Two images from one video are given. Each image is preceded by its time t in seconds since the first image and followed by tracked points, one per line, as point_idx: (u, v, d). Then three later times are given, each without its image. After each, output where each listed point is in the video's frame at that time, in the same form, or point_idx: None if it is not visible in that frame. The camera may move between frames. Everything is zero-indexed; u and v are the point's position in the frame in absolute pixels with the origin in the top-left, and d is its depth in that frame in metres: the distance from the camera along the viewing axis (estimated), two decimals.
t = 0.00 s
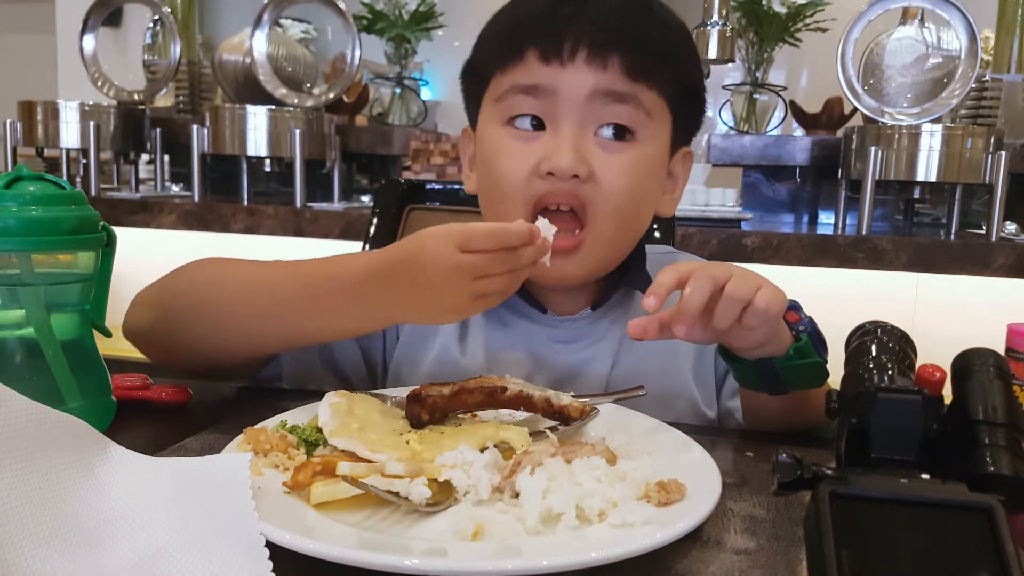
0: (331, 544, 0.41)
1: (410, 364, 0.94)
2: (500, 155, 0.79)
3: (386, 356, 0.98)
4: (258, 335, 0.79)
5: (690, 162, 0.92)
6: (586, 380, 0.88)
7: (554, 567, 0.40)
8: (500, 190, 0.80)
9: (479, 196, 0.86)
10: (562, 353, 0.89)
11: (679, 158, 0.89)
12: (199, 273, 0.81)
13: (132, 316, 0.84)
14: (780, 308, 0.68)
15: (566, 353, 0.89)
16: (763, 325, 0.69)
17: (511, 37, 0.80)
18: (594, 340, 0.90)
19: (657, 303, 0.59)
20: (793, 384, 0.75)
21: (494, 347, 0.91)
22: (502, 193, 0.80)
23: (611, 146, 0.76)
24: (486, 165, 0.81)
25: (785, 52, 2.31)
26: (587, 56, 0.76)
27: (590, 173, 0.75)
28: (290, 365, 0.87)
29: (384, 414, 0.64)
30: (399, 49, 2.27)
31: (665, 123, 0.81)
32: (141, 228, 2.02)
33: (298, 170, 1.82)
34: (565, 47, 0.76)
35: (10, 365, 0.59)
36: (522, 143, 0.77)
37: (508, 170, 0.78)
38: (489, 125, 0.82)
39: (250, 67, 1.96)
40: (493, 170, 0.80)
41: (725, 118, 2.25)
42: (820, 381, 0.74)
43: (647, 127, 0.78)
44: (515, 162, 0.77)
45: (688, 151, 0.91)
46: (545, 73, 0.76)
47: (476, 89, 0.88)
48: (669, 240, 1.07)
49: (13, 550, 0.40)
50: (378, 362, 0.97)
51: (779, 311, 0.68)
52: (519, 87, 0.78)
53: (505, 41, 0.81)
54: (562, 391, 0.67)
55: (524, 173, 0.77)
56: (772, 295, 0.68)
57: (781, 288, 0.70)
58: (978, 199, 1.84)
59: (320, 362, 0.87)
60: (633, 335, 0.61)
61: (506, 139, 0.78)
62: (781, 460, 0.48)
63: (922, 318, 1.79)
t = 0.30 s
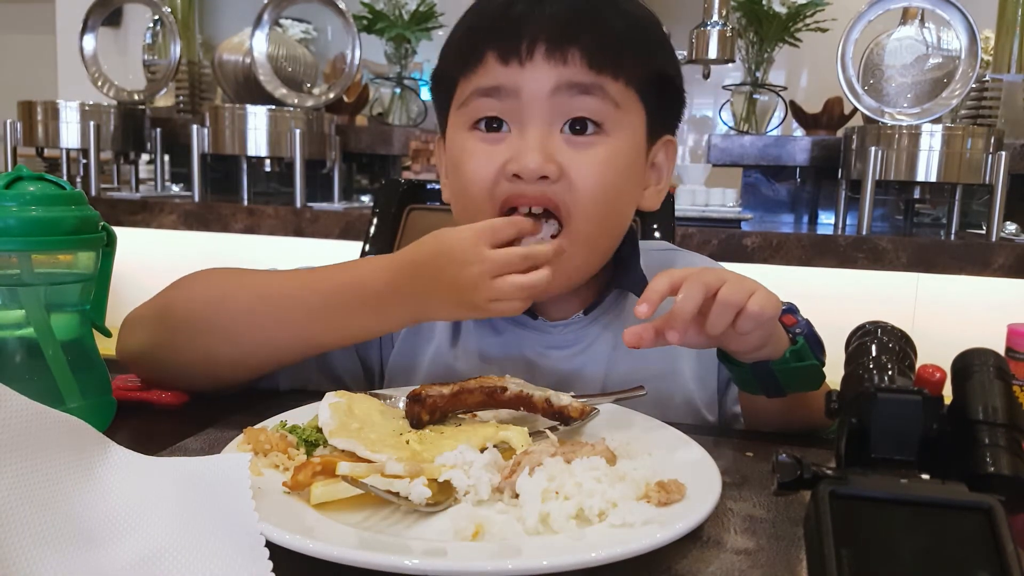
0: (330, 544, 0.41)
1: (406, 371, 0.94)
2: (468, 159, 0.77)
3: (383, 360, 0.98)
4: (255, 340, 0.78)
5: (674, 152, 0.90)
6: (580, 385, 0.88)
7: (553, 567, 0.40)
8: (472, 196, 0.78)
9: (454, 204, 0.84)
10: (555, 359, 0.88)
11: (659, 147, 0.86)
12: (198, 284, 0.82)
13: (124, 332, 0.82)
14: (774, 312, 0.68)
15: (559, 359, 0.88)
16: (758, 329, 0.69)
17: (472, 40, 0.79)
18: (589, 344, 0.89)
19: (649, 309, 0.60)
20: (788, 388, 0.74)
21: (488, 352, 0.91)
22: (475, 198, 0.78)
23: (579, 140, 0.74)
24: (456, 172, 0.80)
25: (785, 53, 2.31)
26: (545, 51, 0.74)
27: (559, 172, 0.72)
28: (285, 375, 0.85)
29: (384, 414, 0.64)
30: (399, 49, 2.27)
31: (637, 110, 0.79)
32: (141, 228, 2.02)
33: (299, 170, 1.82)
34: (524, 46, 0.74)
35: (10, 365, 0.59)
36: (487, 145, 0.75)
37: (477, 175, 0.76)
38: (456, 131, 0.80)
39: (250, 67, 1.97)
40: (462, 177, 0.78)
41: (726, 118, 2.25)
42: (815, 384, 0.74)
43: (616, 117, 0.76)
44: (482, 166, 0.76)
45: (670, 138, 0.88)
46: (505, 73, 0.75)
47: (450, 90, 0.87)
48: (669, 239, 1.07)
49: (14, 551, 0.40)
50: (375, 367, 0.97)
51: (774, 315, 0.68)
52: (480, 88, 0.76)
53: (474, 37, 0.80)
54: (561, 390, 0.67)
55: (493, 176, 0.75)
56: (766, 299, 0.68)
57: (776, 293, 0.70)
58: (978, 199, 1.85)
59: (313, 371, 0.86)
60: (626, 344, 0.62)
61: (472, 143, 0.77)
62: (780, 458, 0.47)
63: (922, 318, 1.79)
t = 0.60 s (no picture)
0: (331, 544, 0.41)
1: (407, 371, 0.95)
2: (471, 162, 0.77)
3: (382, 361, 0.98)
4: (253, 338, 0.78)
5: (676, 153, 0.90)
6: (582, 385, 0.88)
7: (554, 567, 0.40)
8: (475, 198, 0.78)
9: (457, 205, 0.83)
10: (556, 359, 0.88)
11: (663, 148, 0.86)
12: (194, 283, 0.82)
13: (121, 333, 0.82)
14: (773, 314, 0.68)
15: (560, 359, 0.88)
16: (755, 330, 0.68)
17: (473, 41, 0.79)
18: (590, 344, 0.89)
19: (648, 309, 0.60)
20: (788, 389, 0.74)
21: (490, 352, 0.91)
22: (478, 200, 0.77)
23: (583, 143, 0.73)
24: (459, 175, 0.79)
25: (785, 53, 2.31)
26: (549, 54, 0.74)
27: (562, 175, 0.72)
28: (282, 375, 0.84)
29: (384, 414, 0.64)
30: (399, 49, 2.27)
31: (642, 112, 0.79)
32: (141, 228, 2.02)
33: (299, 170, 1.82)
34: (527, 49, 0.74)
35: (10, 365, 0.59)
36: (491, 149, 0.75)
37: (480, 178, 0.76)
38: (458, 132, 0.80)
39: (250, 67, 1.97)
40: (466, 181, 0.78)
41: (726, 118, 2.25)
42: (815, 386, 0.74)
43: (621, 119, 0.76)
44: (484, 169, 0.75)
45: (674, 139, 0.88)
46: (509, 76, 0.75)
47: (450, 91, 0.87)
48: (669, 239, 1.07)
49: (14, 551, 0.40)
50: (374, 368, 0.97)
51: (773, 317, 0.68)
52: (483, 90, 0.76)
53: (475, 38, 0.80)
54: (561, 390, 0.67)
55: (496, 178, 0.75)
56: (765, 301, 0.68)
57: (775, 295, 0.70)
58: (978, 199, 1.84)
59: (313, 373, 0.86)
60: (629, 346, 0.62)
61: (475, 146, 0.76)
62: (780, 459, 0.47)
63: (922, 318, 1.79)
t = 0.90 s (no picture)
0: (331, 544, 0.41)
1: (408, 372, 0.95)
2: (473, 160, 0.77)
3: (383, 361, 0.98)
4: (252, 337, 0.78)
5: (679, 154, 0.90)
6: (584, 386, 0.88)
7: (553, 567, 0.40)
8: (476, 197, 0.78)
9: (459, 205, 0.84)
10: (556, 359, 0.88)
11: (665, 149, 0.86)
12: (194, 283, 0.81)
13: (122, 333, 0.82)
14: (771, 314, 0.68)
15: (561, 359, 0.88)
16: (753, 329, 0.68)
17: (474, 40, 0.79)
18: (591, 344, 0.89)
19: (646, 307, 0.60)
20: (787, 389, 0.74)
21: (491, 352, 0.91)
22: (480, 199, 0.77)
23: (582, 144, 0.73)
24: (460, 174, 0.80)
25: (785, 53, 2.31)
26: (548, 54, 0.74)
27: (560, 176, 0.72)
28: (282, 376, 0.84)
29: (384, 414, 0.64)
30: (399, 49, 2.27)
31: (642, 113, 0.79)
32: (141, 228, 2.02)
33: (299, 170, 1.82)
34: (527, 47, 0.74)
35: (10, 365, 0.59)
36: (492, 148, 0.75)
37: (481, 177, 0.76)
38: (460, 130, 0.80)
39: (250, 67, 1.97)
40: (467, 179, 0.78)
41: (726, 118, 2.26)
42: (814, 385, 0.74)
43: (621, 120, 0.76)
44: (485, 169, 0.75)
45: (676, 140, 0.88)
46: (510, 74, 0.75)
47: (450, 91, 0.87)
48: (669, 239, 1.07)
49: (14, 551, 0.40)
50: (375, 369, 0.97)
51: (771, 316, 0.68)
52: (485, 87, 0.76)
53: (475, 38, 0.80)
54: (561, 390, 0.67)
55: (496, 178, 0.75)
56: (763, 301, 0.68)
57: (774, 295, 0.70)
58: (978, 199, 1.85)
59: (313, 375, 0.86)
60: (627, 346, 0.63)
61: (476, 145, 0.77)
62: (780, 459, 0.47)
63: (922, 318, 1.79)
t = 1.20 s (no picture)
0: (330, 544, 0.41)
1: (408, 368, 0.94)
2: (492, 152, 0.76)
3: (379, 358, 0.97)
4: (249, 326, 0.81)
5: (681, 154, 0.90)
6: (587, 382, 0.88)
7: (554, 567, 0.40)
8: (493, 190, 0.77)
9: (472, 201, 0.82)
10: (559, 355, 0.88)
11: (670, 146, 0.87)
12: (195, 269, 0.81)
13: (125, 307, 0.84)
14: (781, 312, 0.67)
15: (564, 355, 0.88)
16: (767, 327, 0.68)
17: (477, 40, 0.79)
18: (594, 341, 0.89)
19: (658, 311, 0.60)
20: (790, 389, 0.75)
21: (494, 347, 0.90)
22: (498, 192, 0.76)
23: (605, 133, 0.74)
24: (476, 166, 0.79)
25: (785, 52, 2.31)
26: (576, 46, 0.74)
27: (585, 165, 0.72)
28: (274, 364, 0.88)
29: (384, 415, 0.64)
30: (399, 49, 2.27)
31: (659, 108, 0.80)
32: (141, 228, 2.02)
33: (299, 170, 1.82)
34: (553, 39, 0.75)
35: (10, 365, 0.59)
36: (515, 139, 0.74)
37: (502, 169, 0.75)
38: (478, 123, 0.79)
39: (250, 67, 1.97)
40: (486, 172, 0.77)
41: (726, 118, 2.26)
42: (816, 386, 0.75)
43: (641, 112, 0.77)
44: (507, 160, 0.75)
45: (680, 138, 0.89)
46: (536, 66, 0.75)
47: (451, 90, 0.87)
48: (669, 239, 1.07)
49: (14, 550, 0.40)
50: (371, 366, 0.97)
51: (781, 316, 0.68)
52: (509, 79, 0.76)
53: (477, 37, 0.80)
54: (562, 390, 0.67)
55: (518, 170, 0.74)
56: (774, 300, 0.67)
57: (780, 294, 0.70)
58: (978, 199, 1.85)
59: (304, 358, 0.88)
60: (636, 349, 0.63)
61: (497, 137, 0.76)
62: (780, 459, 0.47)
63: (922, 318, 1.79)
